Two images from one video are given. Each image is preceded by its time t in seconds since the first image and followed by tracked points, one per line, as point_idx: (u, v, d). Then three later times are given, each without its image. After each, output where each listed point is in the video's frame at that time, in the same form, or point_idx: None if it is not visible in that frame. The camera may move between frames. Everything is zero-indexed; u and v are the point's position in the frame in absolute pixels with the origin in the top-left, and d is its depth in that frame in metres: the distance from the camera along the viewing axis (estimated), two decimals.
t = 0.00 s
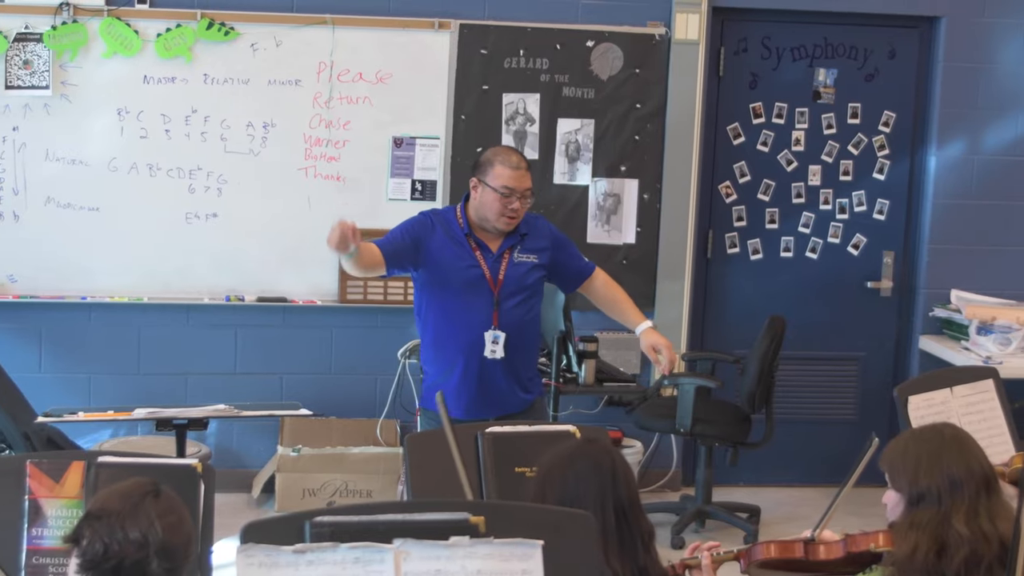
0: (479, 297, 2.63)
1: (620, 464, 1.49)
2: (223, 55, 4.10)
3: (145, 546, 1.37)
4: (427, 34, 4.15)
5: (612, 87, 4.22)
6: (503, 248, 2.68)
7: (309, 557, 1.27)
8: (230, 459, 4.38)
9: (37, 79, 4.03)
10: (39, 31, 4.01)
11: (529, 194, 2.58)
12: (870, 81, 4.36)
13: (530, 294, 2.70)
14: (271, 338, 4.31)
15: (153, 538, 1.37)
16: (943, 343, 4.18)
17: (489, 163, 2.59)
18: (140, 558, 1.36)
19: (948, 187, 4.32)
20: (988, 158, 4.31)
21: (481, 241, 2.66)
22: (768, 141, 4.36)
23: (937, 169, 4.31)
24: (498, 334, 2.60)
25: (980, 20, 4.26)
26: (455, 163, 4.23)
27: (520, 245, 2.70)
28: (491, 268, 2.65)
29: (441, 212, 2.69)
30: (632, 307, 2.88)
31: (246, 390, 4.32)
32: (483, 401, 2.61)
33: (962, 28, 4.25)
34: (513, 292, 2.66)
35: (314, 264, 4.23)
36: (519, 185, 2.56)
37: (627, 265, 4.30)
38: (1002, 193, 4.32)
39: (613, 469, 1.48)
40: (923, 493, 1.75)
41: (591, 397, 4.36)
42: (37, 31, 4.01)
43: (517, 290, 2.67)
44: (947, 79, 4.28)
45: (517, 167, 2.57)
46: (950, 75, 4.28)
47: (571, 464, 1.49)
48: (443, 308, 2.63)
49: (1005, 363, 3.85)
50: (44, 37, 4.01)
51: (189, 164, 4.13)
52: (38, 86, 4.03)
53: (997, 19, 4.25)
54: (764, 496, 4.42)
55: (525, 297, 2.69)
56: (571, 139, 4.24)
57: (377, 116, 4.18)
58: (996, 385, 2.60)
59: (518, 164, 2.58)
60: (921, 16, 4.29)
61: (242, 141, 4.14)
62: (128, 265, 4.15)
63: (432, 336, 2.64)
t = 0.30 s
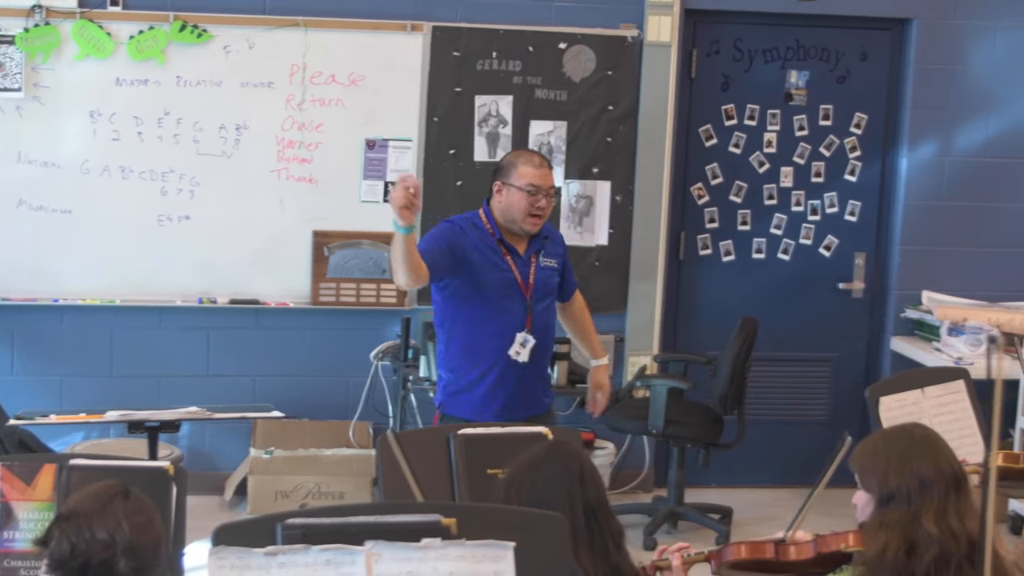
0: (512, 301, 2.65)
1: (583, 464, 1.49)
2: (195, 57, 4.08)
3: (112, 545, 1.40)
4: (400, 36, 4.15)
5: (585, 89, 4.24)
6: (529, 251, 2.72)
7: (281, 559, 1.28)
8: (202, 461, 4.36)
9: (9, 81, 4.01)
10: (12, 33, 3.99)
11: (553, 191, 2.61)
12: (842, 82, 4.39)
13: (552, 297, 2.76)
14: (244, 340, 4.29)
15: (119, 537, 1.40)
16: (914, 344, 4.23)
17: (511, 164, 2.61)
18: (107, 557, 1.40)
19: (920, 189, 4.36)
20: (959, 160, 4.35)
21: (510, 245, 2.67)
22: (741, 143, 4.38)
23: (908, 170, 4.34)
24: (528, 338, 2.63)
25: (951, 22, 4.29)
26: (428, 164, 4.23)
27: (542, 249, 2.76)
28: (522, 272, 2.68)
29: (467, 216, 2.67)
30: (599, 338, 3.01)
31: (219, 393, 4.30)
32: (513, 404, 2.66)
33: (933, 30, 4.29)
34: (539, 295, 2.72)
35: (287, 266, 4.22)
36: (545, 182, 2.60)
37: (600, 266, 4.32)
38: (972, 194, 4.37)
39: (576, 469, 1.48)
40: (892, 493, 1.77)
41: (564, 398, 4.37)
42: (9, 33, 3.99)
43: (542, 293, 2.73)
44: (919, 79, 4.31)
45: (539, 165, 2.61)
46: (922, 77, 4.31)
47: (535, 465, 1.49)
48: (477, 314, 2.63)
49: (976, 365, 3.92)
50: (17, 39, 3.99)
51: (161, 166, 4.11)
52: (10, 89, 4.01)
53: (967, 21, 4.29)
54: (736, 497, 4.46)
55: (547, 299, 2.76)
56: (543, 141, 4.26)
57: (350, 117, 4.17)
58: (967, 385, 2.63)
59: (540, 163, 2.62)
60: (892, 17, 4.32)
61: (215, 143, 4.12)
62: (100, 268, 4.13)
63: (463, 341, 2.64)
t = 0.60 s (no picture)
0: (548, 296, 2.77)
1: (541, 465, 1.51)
2: (162, 59, 4.07)
3: (74, 546, 1.39)
4: (367, 38, 4.14)
5: (552, 90, 4.25)
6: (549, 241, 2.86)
7: (248, 561, 1.28)
8: (170, 464, 4.32)
9: None
10: None
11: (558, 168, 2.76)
12: (810, 84, 4.41)
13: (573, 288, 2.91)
14: (212, 342, 4.27)
15: (81, 538, 1.40)
16: (882, 345, 4.27)
17: (513, 155, 2.76)
18: (69, 558, 1.39)
19: (887, 189, 4.39)
20: (925, 161, 4.38)
21: (536, 239, 2.81)
22: (708, 144, 4.41)
23: (875, 172, 4.38)
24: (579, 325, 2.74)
25: (918, 23, 4.31)
26: (396, 166, 4.23)
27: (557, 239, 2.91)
28: (549, 268, 2.81)
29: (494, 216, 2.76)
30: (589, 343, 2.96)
31: (187, 395, 4.28)
32: (552, 396, 2.80)
33: (900, 31, 4.31)
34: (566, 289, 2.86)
35: (255, 268, 4.21)
36: (548, 163, 2.74)
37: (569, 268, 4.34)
38: (938, 195, 4.40)
39: (535, 469, 1.50)
40: (855, 493, 1.80)
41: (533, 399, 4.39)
42: None
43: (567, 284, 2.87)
44: (886, 80, 4.33)
45: (536, 149, 2.75)
46: (889, 78, 4.33)
47: (499, 469, 1.50)
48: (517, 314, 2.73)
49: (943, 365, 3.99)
50: None
51: (129, 168, 4.11)
52: None
53: (934, 22, 4.31)
54: (704, 498, 4.49)
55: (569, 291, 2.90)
56: (511, 142, 4.27)
57: (317, 120, 4.16)
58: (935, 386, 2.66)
59: (537, 148, 2.77)
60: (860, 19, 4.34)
61: (182, 145, 4.12)
62: (68, 270, 4.12)
63: (503, 340, 2.74)
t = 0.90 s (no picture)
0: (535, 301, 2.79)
1: (510, 466, 1.52)
2: (131, 61, 4.06)
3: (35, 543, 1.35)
4: (335, 39, 4.13)
5: (521, 92, 4.26)
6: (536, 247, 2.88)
7: (217, 564, 1.28)
8: (139, 466, 4.28)
9: None
10: None
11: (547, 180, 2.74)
12: (778, 85, 4.44)
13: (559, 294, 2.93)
14: (181, 344, 4.25)
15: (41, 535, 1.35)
16: (852, 345, 4.30)
17: (502, 161, 2.74)
18: (30, 555, 1.34)
19: (855, 190, 4.42)
20: (894, 162, 4.41)
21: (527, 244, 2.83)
22: (677, 145, 4.44)
23: (844, 172, 4.41)
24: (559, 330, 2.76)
25: (886, 24, 4.34)
26: (365, 168, 4.22)
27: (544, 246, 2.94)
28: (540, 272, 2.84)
29: (486, 219, 2.77)
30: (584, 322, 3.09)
31: (156, 398, 4.25)
32: (533, 399, 2.80)
33: (868, 32, 4.33)
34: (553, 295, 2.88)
35: (224, 270, 4.19)
36: (536, 176, 2.72)
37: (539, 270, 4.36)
38: (906, 195, 4.43)
39: (504, 471, 1.51)
40: (819, 492, 1.82)
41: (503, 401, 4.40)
42: None
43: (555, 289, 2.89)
44: (854, 81, 4.36)
45: (526, 159, 2.73)
46: (857, 79, 4.36)
47: (468, 471, 1.51)
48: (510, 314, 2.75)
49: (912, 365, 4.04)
50: None
51: (97, 170, 4.09)
52: None
53: (902, 23, 4.34)
54: (674, 499, 4.52)
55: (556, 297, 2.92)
56: (480, 143, 4.27)
57: (286, 121, 4.15)
58: (903, 386, 2.70)
59: (527, 156, 2.74)
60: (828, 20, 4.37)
61: (150, 147, 4.10)
62: (36, 272, 4.10)
63: (487, 341, 2.74)
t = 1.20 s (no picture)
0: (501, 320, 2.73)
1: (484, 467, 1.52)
2: (106, 62, 4.04)
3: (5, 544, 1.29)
4: (311, 40, 4.12)
5: (498, 93, 4.26)
6: (513, 267, 2.77)
7: (195, 566, 1.27)
8: (116, 469, 4.25)
9: None
10: None
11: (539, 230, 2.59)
12: (754, 85, 4.47)
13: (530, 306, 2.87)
14: (158, 346, 4.23)
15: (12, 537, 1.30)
16: (830, 346, 4.32)
17: (505, 193, 2.57)
18: None
19: (832, 191, 4.45)
20: (870, 162, 4.44)
21: (500, 266, 2.72)
22: (654, 146, 4.46)
23: (821, 172, 4.44)
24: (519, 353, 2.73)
25: (862, 25, 4.37)
26: (342, 168, 4.21)
27: (522, 263, 2.82)
28: (508, 289, 2.75)
29: (460, 236, 2.67)
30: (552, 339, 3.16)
31: (132, 400, 4.23)
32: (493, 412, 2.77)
33: (843, 32, 4.37)
34: (523, 309, 2.82)
35: (201, 272, 4.17)
36: (529, 225, 2.57)
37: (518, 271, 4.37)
38: (882, 195, 4.47)
39: (479, 472, 1.51)
40: (795, 491, 1.84)
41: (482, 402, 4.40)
42: None
43: (525, 305, 2.83)
44: (830, 82, 4.39)
45: (525, 202, 2.56)
46: (834, 79, 4.39)
47: (445, 472, 1.51)
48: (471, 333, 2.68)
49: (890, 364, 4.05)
50: None
51: (72, 171, 4.06)
52: None
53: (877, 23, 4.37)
54: (652, 499, 4.54)
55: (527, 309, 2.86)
56: (457, 144, 4.27)
57: (262, 122, 4.13)
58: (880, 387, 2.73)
59: (529, 202, 2.56)
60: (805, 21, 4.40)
61: (126, 148, 4.07)
62: (11, 274, 4.07)
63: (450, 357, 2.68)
